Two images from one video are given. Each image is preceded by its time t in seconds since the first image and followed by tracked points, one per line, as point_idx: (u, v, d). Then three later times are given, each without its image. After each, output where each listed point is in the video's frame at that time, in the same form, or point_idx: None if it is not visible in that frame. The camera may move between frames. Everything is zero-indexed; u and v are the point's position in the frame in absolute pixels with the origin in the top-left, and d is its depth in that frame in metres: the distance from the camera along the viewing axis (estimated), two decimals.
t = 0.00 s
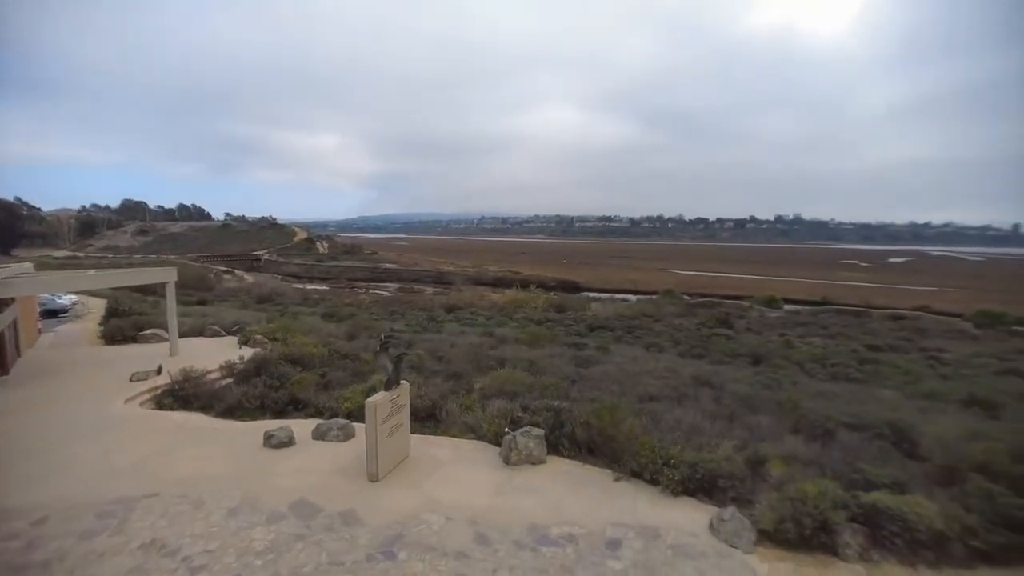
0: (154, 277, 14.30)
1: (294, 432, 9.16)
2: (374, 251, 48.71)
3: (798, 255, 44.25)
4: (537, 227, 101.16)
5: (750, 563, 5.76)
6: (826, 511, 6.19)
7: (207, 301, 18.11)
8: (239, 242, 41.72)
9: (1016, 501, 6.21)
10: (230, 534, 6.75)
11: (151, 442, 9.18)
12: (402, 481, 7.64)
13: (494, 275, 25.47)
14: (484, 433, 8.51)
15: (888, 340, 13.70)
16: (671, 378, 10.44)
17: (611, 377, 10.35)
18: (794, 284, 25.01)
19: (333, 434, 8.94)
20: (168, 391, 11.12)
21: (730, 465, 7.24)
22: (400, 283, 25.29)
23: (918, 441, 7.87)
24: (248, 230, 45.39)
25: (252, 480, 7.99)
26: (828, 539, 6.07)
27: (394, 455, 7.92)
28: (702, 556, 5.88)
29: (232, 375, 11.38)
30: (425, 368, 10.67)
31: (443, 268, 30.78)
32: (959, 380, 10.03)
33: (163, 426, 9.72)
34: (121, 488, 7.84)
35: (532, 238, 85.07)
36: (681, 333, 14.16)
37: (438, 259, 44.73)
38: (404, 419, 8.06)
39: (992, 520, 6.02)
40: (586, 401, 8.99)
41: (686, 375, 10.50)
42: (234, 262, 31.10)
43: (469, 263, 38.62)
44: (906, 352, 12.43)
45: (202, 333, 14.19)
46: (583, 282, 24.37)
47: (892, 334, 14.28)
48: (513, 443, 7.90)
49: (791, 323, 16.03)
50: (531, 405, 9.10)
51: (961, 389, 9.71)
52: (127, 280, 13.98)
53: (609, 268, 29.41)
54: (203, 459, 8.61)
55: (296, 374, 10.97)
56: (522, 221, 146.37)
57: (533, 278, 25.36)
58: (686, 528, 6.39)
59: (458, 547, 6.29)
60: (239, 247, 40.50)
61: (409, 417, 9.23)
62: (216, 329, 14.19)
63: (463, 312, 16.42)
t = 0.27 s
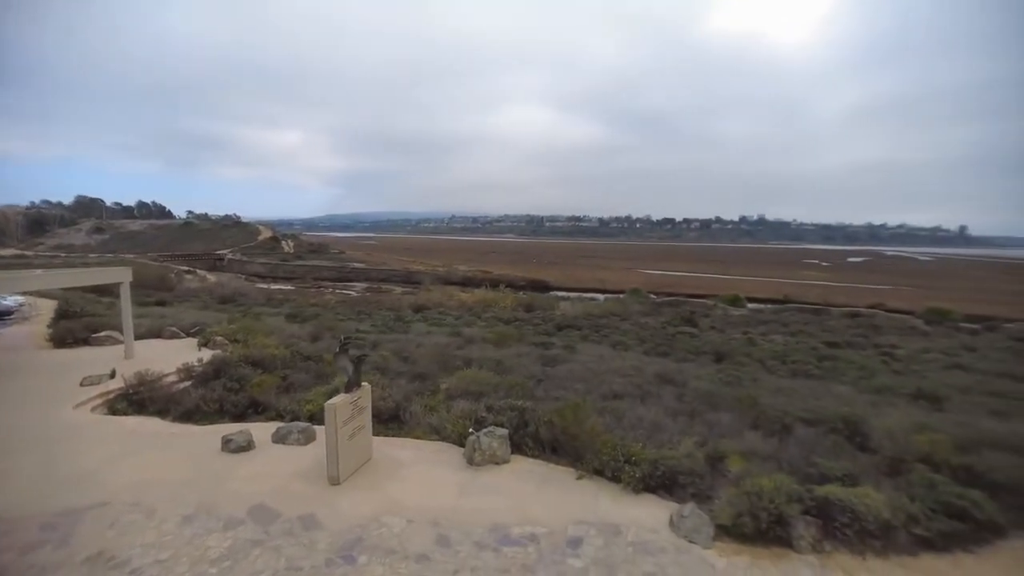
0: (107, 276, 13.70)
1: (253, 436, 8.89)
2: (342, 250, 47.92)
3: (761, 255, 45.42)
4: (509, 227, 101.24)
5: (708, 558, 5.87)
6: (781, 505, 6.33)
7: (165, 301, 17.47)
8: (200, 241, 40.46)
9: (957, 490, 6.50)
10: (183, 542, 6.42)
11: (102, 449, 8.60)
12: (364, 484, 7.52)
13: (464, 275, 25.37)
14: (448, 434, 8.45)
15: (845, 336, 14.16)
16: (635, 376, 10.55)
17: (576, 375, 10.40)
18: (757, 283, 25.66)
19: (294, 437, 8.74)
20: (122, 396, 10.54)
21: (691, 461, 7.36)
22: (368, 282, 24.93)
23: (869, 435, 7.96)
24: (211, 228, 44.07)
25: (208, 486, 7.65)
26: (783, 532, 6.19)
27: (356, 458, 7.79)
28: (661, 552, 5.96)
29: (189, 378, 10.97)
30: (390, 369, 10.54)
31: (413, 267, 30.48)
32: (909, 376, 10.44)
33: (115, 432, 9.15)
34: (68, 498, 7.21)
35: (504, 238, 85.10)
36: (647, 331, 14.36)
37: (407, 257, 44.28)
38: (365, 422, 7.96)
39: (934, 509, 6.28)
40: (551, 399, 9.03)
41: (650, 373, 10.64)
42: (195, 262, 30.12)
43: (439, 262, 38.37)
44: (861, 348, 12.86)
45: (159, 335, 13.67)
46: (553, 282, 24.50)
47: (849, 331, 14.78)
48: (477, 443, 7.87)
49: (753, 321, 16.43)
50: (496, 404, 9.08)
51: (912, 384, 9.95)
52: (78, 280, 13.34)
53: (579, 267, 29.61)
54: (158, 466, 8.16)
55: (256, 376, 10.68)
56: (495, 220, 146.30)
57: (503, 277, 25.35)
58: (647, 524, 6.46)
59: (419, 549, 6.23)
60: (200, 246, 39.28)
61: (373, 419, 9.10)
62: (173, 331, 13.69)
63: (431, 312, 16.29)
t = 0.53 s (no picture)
0: (82, 279, 13.36)
1: (231, 439, 8.72)
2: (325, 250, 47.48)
3: (743, 254, 45.86)
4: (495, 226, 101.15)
5: (687, 555, 5.89)
6: (760, 501, 6.36)
7: (142, 303, 17.11)
8: (180, 241, 39.79)
9: (931, 483, 6.60)
10: (158, 548, 6.18)
11: (75, 454, 8.22)
12: (343, 486, 7.43)
13: (448, 275, 25.27)
14: (429, 434, 8.40)
15: (824, 333, 14.34)
16: (618, 373, 10.56)
17: (560, 373, 10.37)
18: (739, 281, 25.91)
19: (272, 440, 8.62)
20: (97, 399, 10.15)
21: (671, 458, 7.36)
22: (351, 282, 24.73)
23: (847, 431, 7.99)
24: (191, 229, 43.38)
25: (184, 490, 7.42)
26: (762, 528, 6.21)
27: (335, 460, 7.70)
28: (642, 550, 5.98)
29: (166, 381, 10.72)
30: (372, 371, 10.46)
31: (397, 267, 30.29)
32: (886, 371, 10.60)
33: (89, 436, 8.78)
34: (37, 504, 6.84)
35: (490, 237, 84.96)
36: (630, 329, 14.40)
37: (391, 257, 43.99)
38: (345, 424, 7.90)
39: (908, 502, 6.37)
40: (533, 398, 9.01)
41: (632, 370, 10.66)
42: (175, 262, 29.61)
43: (423, 262, 38.21)
44: (840, 344, 13.04)
45: (136, 337, 13.38)
46: (537, 281, 24.51)
47: (828, 328, 14.97)
48: (458, 444, 7.81)
49: (735, 318, 16.57)
50: (478, 404, 9.04)
51: (889, 379, 10.05)
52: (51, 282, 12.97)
53: (563, 267, 29.64)
54: (134, 471, 7.84)
55: (235, 378, 10.52)
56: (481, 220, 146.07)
57: (487, 277, 25.30)
58: (628, 523, 6.45)
59: (398, 552, 6.16)
60: (180, 247, 38.62)
61: (354, 420, 9.02)
62: (151, 333, 13.41)
63: (415, 311, 16.20)
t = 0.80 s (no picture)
0: (66, 278, 13.17)
1: (217, 439, 8.63)
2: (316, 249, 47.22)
3: (734, 252, 46.00)
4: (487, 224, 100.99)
5: (674, 552, 5.88)
6: (746, 497, 6.34)
7: (128, 302, 16.91)
8: (169, 241, 39.42)
9: (915, 478, 6.62)
10: (140, 550, 6.09)
11: (57, 455, 8.09)
12: (329, 486, 7.37)
13: (439, 273, 25.18)
14: (417, 433, 8.35)
15: (813, 328, 14.40)
16: (608, 369, 10.54)
17: (550, 370, 10.33)
18: (730, 277, 25.99)
19: (258, 440, 8.54)
20: (80, 400, 10.00)
21: (659, 455, 7.34)
22: (342, 281, 24.61)
23: (833, 426, 7.98)
24: (180, 228, 43.02)
25: (167, 490, 7.31)
26: (748, 524, 6.20)
27: (321, 459, 7.64)
28: (628, 547, 5.96)
29: (152, 381, 10.60)
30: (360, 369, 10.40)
31: (388, 265, 30.17)
32: (874, 367, 10.65)
33: (71, 438, 8.65)
34: (16, 507, 6.72)
35: (482, 236, 84.80)
36: (621, 326, 14.39)
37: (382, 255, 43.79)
38: (331, 423, 7.84)
39: (893, 496, 6.39)
40: (522, 396, 8.98)
41: (622, 367, 10.64)
42: (163, 261, 29.33)
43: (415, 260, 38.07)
44: (829, 340, 13.11)
45: (122, 337, 13.22)
46: (529, 278, 24.47)
47: (817, 324, 15.04)
48: (445, 442, 7.76)
49: (726, 315, 16.61)
50: (466, 402, 8.99)
51: (876, 375, 10.08)
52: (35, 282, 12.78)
53: (555, 265, 29.63)
54: (117, 472, 7.73)
55: (222, 378, 10.41)
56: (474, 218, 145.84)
57: (479, 274, 25.23)
58: (615, 520, 6.43)
59: (383, 551, 6.11)
60: (169, 246, 38.27)
61: (341, 419, 8.95)
62: (137, 332, 13.27)
63: (405, 310, 16.13)
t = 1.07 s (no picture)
0: (40, 276, 12.89)
1: (193, 439, 8.48)
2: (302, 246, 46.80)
3: (721, 248, 46.29)
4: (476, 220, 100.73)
5: (650, 550, 5.87)
6: (724, 494, 6.33)
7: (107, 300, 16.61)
8: (151, 238, 38.86)
9: (890, 473, 6.66)
10: (109, 555, 5.94)
11: (26, 458, 7.89)
12: (306, 486, 7.28)
13: (426, 269, 25.04)
14: (396, 432, 8.29)
15: (796, 324, 14.50)
16: (590, 366, 10.51)
17: (533, 368, 10.28)
18: (715, 274, 26.12)
19: (236, 440, 8.41)
20: (52, 401, 9.77)
21: (638, 452, 7.32)
22: (327, 278, 24.40)
23: (812, 422, 8.01)
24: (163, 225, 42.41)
25: (141, 493, 7.16)
26: (725, 521, 6.19)
27: (298, 460, 7.54)
28: (605, 545, 5.95)
29: (128, 381, 10.40)
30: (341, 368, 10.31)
31: (375, 262, 29.95)
32: (854, 362, 10.73)
33: (43, 440, 8.44)
34: None
35: (471, 232, 84.47)
36: (605, 323, 14.38)
37: (369, 252, 43.50)
38: (308, 422, 7.75)
39: (869, 492, 6.42)
40: (503, 394, 8.93)
41: (604, 364, 10.62)
42: (145, 259, 28.90)
43: (402, 257, 37.86)
44: (811, 336, 13.20)
45: (99, 336, 12.98)
46: (515, 275, 24.42)
47: (800, 320, 15.16)
48: (424, 441, 7.69)
49: (710, 311, 16.68)
50: (447, 400, 8.92)
51: (856, 370, 10.16)
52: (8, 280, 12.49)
53: (542, 262, 29.61)
54: (88, 475, 7.56)
55: (199, 377, 10.26)
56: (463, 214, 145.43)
57: (465, 271, 25.11)
58: (593, 518, 6.41)
59: (359, 552, 6.04)
60: (151, 243, 37.71)
61: (320, 419, 8.86)
62: (114, 332, 13.03)
63: (390, 307, 16.01)
